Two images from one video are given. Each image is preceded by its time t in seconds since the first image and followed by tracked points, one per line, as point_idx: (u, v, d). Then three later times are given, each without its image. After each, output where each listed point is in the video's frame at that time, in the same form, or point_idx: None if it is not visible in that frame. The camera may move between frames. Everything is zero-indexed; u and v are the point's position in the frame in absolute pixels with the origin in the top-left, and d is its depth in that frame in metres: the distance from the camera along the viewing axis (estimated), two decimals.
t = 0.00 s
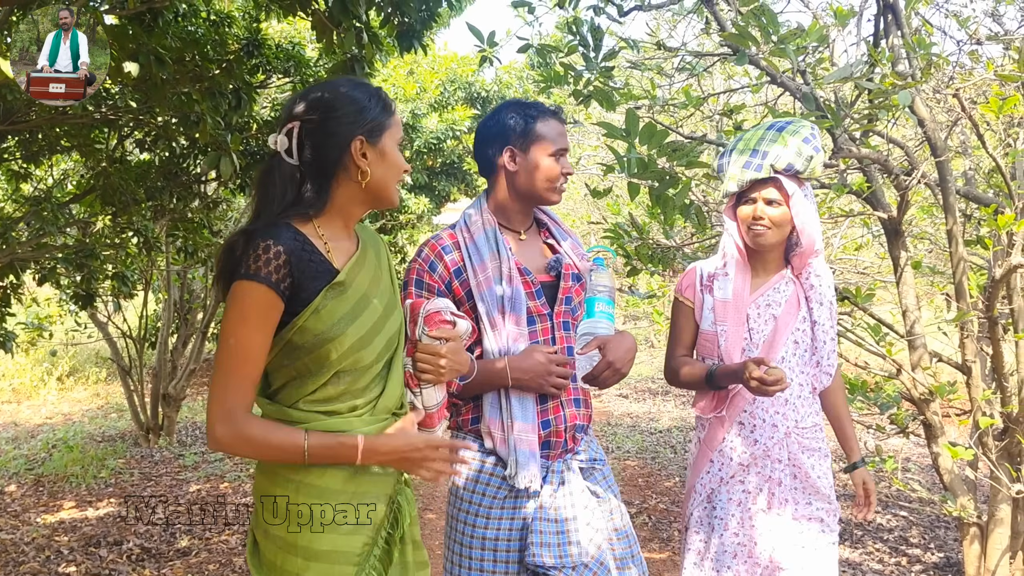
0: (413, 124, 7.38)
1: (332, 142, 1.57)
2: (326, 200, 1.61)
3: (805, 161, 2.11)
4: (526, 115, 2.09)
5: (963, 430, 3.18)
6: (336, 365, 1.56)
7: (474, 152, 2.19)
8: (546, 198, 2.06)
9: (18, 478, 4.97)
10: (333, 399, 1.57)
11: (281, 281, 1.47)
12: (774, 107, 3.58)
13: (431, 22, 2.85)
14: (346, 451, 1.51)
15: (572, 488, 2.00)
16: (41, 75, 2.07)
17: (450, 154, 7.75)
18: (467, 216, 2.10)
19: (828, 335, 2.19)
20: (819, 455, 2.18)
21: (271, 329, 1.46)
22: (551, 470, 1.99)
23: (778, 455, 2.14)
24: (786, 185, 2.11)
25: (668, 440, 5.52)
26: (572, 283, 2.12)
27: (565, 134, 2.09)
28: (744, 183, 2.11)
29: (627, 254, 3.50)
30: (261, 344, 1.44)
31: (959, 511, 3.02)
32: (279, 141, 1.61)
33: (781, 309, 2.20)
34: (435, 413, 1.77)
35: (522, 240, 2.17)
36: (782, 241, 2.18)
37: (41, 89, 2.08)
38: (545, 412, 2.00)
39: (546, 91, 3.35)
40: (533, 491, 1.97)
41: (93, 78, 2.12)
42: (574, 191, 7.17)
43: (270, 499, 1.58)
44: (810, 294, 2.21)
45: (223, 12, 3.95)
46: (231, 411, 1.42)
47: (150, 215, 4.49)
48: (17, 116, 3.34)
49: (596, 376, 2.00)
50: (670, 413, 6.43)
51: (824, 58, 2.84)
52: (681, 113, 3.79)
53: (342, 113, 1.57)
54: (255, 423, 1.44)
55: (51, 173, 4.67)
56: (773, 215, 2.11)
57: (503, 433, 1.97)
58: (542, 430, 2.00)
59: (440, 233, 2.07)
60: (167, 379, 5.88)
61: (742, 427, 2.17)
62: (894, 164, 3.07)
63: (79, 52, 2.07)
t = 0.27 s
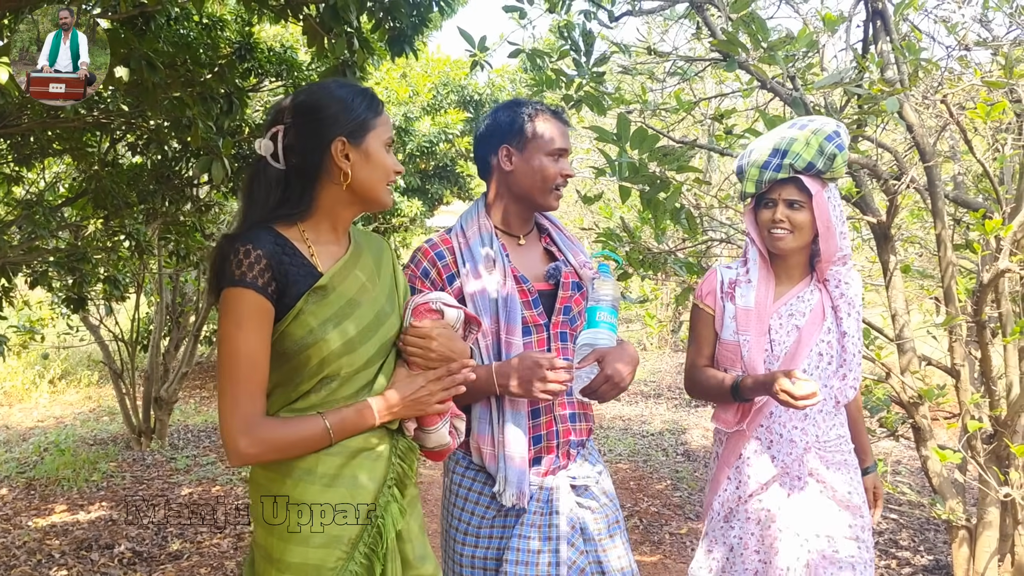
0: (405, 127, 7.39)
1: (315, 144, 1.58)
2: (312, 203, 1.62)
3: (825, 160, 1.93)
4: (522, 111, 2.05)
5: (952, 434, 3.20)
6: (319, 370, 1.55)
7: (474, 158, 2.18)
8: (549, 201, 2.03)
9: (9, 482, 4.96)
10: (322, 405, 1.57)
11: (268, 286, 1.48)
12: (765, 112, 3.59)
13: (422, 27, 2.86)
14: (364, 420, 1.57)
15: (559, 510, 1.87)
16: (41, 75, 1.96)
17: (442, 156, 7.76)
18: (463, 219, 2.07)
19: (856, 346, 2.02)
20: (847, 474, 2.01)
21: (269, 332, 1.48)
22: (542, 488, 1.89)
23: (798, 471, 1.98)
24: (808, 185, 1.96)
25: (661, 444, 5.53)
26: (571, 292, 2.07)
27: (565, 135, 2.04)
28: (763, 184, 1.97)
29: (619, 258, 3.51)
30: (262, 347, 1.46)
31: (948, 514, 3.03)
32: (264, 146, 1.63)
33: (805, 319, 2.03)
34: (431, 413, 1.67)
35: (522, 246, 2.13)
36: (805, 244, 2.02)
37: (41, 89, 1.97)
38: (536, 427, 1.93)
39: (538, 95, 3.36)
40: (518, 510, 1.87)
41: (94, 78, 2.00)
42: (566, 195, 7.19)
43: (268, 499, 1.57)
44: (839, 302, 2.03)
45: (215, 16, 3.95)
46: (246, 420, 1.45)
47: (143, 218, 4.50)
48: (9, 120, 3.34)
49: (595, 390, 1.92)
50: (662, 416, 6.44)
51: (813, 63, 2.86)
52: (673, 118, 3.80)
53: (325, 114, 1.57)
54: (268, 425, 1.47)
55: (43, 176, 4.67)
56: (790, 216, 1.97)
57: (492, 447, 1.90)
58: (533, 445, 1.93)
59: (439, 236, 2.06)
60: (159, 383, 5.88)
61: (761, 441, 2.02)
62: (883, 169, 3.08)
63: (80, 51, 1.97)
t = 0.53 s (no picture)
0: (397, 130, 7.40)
1: (321, 156, 1.62)
2: (320, 215, 1.65)
3: (844, 160, 1.95)
4: (543, 121, 2.05)
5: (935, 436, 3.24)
6: (312, 380, 1.57)
7: (491, 167, 2.17)
8: (566, 211, 2.01)
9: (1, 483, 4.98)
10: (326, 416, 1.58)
11: (262, 294, 1.51)
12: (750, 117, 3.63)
13: (410, 33, 2.89)
14: (351, 425, 1.54)
15: (562, 533, 1.83)
16: (41, 75, 2.00)
17: (433, 159, 7.78)
18: (475, 234, 2.06)
19: (886, 353, 2.00)
20: (877, 492, 2.02)
21: (262, 338, 1.50)
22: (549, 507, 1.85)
23: (823, 484, 1.98)
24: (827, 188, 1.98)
25: (649, 445, 5.56)
26: (586, 306, 2.01)
27: (582, 142, 2.03)
28: (782, 188, 2.02)
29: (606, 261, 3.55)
30: (251, 356, 1.48)
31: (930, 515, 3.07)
32: (282, 157, 1.67)
33: (831, 324, 2.03)
34: (433, 435, 1.63)
35: (535, 257, 2.10)
36: (832, 247, 2.04)
37: (41, 89, 2.01)
38: (544, 443, 1.87)
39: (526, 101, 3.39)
40: (520, 531, 1.83)
41: (94, 77, 2.03)
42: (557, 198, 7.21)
43: (276, 500, 1.59)
44: (870, 308, 2.03)
45: (206, 20, 3.97)
46: (231, 423, 1.46)
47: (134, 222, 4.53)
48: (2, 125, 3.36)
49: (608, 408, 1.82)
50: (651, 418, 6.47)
51: (797, 70, 2.89)
52: (660, 122, 3.83)
53: (331, 126, 1.62)
54: (255, 428, 1.47)
55: (36, 179, 4.69)
56: (813, 220, 2.00)
57: (496, 462, 1.86)
58: (540, 463, 1.87)
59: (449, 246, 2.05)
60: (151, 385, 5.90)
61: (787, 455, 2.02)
62: (866, 174, 3.12)
63: (80, 51, 2.00)
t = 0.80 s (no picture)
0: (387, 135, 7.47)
1: (332, 160, 1.60)
2: (333, 220, 1.62)
3: (828, 165, 1.89)
4: (551, 116, 1.99)
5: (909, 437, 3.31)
6: (323, 383, 1.53)
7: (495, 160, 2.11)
8: (572, 210, 1.94)
9: None
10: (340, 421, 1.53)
11: (273, 296, 1.48)
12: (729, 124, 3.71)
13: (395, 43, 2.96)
14: (357, 420, 1.46)
15: (577, 531, 1.80)
16: (40, 75, 1.91)
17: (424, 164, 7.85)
18: (482, 224, 2.01)
19: (876, 359, 1.91)
20: (858, 500, 1.91)
21: (272, 343, 1.47)
22: (556, 506, 1.81)
23: (811, 492, 1.88)
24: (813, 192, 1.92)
25: (633, 446, 5.64)
26: (591, 303, 1.93)
27: (592, 140, 1.96)
28: (767, 192, 1.95)
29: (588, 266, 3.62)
30: (259, 358, 1.45)
31: (903, 514, 3.15)
32: (301, 164, 1.66)
33: (818, 329, 1.95)
34: (441, 440, 1.54)
35: (540, 252, 2.03)
36: (821, 253, 1.95)
37: (40, 89, 1.93)
38: (548, 442, 1.82)
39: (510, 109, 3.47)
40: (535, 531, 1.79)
41: (94, 78, 1.97)
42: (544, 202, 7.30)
43: (287, 501, 1.54)
44: (858, 312, 1.93)
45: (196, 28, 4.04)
46: (239, 426, 1.43)
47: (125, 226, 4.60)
48: None
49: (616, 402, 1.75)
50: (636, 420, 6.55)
51: (771, 80, 2.97)
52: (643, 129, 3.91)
53: (342, 130, 1.60)
54: (265, 430, 1.43)
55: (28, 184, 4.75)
56: (798, 224, 1.92)
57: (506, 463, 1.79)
58: (545, 461, 1.82)
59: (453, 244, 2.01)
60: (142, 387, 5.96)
61: (775, 457, 1.92)
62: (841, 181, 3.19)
63: (80, 51, 1.93)
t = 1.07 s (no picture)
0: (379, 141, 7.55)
1: (325, 164, 1.61)
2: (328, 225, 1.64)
3: (798, 182, 1.88)
4: (534, 125, 2.05)
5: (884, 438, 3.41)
6: (313, 391, 1.57)
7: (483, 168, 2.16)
8: (553, 218, 2.01)
9: None
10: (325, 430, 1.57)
11: (257, 308, 1.52)
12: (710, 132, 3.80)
13: (383, 56, 3.04)
14: (328, 443, 1.48)
15: (561, 533, 1.85)
16: (40, 75, 1.82)
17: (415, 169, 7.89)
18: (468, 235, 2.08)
19: (855, 374, 1.90)
20: (842, 514, 1.87)
21: (261, 354, 1.52)
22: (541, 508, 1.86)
23: (792, 511, 1.88)
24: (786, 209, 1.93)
25: (620, 446, 5.74)
26: (574, 309, 2.01)
27: (573, 150, 2.03)
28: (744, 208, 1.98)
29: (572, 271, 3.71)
30: (245, 370, 1.49)
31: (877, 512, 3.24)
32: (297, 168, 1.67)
33: (796, 346, 1.93)
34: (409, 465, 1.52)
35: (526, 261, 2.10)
36: (795, 270, 1.95)
37: (40, 89, 1.84)
38: (535, 447, 1.88)
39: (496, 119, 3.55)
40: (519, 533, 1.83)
41: (94, 78, 1.88)
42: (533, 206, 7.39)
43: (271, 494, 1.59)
44: (837, 327, 1.92)
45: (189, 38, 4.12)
46: (223, 432, 1.48)
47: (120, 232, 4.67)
48: None
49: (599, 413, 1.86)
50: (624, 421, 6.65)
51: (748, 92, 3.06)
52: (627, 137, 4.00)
53: (336, 134, 1.60)
54: (253, 440, 1.48)
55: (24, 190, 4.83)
56: (773, 243, 1.95)
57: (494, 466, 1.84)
58: (532, 466, 1.88)
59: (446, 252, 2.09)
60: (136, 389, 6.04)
61: (758, 478, 1.91)
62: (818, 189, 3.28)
63: (80, 51, 1.82)
